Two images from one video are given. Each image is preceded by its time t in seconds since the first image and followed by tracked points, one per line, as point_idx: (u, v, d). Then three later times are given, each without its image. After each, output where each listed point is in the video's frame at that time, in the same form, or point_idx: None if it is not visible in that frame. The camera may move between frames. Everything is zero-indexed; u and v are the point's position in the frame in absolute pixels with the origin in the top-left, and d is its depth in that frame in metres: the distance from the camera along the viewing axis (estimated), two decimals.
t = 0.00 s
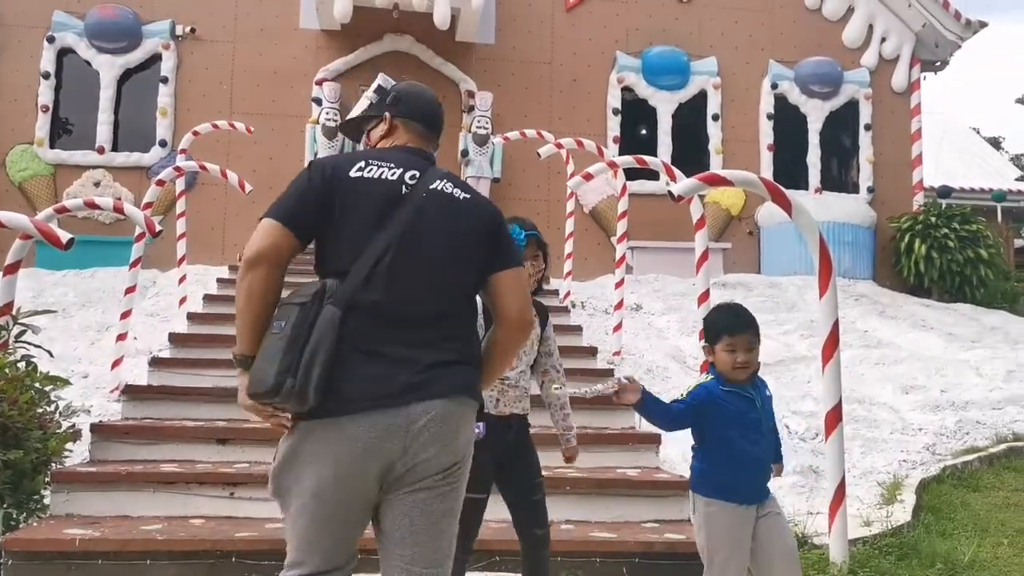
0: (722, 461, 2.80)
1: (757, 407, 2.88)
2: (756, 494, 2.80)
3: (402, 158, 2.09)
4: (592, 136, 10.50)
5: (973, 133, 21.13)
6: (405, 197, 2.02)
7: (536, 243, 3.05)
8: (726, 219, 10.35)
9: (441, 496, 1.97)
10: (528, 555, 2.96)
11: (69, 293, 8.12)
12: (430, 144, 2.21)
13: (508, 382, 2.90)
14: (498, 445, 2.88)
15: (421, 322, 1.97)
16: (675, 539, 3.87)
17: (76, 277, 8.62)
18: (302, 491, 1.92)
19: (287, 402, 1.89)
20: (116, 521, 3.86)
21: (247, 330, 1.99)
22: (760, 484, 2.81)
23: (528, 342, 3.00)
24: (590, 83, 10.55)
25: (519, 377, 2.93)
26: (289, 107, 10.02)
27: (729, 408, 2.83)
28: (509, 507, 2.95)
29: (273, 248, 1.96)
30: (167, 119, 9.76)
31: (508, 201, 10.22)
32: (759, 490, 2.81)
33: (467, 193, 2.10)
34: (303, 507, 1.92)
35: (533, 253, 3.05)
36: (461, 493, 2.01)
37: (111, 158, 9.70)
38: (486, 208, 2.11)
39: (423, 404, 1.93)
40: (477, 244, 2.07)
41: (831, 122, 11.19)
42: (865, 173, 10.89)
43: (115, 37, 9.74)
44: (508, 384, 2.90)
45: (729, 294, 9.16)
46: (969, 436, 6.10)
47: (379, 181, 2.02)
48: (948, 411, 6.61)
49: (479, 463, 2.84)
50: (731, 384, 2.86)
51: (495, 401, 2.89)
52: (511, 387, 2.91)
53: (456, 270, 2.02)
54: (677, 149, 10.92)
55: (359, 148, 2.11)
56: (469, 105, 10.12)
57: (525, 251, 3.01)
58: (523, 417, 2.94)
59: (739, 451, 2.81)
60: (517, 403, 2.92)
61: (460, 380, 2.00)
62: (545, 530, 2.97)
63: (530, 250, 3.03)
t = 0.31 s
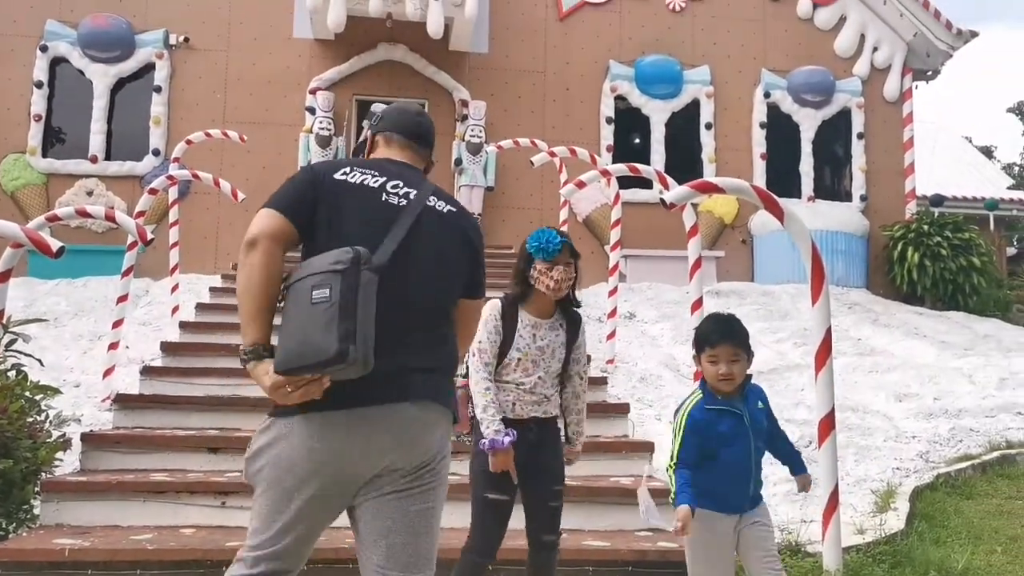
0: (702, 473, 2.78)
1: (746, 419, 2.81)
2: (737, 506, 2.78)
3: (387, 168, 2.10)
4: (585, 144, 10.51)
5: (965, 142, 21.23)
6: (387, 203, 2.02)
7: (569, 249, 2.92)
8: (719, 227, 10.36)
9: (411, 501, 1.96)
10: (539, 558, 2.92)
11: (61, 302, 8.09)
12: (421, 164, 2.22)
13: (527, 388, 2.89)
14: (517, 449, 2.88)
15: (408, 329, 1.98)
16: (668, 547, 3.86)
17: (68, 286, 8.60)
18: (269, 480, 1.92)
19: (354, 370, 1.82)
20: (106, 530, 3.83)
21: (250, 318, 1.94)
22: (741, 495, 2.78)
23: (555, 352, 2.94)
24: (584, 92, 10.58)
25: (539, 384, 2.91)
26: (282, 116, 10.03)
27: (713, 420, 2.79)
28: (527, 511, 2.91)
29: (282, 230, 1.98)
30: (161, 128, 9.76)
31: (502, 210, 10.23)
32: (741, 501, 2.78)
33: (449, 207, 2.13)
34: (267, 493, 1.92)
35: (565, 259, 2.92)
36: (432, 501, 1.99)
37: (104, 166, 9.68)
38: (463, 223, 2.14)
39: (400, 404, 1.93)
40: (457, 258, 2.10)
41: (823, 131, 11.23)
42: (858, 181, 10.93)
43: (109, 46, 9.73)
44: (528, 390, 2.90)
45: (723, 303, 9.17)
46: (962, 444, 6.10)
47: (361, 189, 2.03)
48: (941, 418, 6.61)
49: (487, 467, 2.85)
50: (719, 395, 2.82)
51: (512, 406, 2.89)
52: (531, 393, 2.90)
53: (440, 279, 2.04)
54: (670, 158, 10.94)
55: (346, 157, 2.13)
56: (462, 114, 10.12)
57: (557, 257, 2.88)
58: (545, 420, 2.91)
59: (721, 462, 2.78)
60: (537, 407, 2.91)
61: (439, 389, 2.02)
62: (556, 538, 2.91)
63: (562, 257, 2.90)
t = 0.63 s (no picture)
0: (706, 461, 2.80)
1: (755, 411, 2.82)
2: (736, 499, 2.78)
3: (304, 171, 2.11)
4: (582, 147, 10.52)
5: (961, 150, 21.26)
6: (292, 202, 2.03)
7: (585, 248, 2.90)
8: (715, 231, 10.38)
9: (325, 497, 1.92)
10: (528, 555, 2.94)
11: (55, 300, 8.06)
12: (369, 171, 2.20)
13: (522, 386, 2.88)
14: (511, 446, 2.87)
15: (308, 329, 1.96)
16: (661, 548, 3.86)
17: (63, 284, 8.56)
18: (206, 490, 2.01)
19: (345, 356, 1.92)
20: (98, 527, 3.81)
21: (201, 314, 2.02)
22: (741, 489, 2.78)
23: (553, 351, 2.92)
24: (581, 95, 10.58)
25: (535, 382, 2.89)
26: (278, 116, 10.02)
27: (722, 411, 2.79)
28: (516, 506, 2.92)
29: (209, 235, 2.06)
30: (157, 127, 9.74)
31: (498, 212, 10.23)
32: (741, 494, 2.78)
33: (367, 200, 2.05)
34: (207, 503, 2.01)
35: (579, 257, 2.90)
36: (359, 493, 1.93)
37: (100, 165, 9.67)
38: (382, 215, 2.05)
39: (289, 397, 1.93)
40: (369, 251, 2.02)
41: (820, 136, 11.24)
42: (854, 187, 10.95)
43: (106, 44, 9.71)
44: (523, 388, 2.88)
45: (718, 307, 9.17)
46: (957, 449, 6.10)
47: (273, 193, 2.07)
48: (936, 423, 6.62)
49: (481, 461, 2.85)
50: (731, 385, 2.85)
51: (508, 404, 2.88)
52: (526, 391, 2.88)
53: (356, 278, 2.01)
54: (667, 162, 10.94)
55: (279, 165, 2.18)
56: (459, 116, 10.13)
57: (575, 253, 2.86)
58: (539, 418, 2.91)
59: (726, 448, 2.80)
60: (532, 405, 2.90)
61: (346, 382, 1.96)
62: (543, 532, 2.94)
63: (579, 254, 2.88)
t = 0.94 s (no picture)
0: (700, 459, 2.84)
1: (761, 417, 2.80)
2: (738, 503, 2.77)
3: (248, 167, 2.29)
4: (587, 146, 10.52)
5: (970, 152, 21.18)
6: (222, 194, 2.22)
7: (545, 230, 2.93)
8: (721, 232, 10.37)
9: (246, 473, 1.98)
10: (527, 557, 2.92)
11: (61, 293, 8.09)
12: (318, 150, 2.28)
13: (511, 376, 2.88)
14: (501, 441, 2.87)
15: (221, 305, 2.07)
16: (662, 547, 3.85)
17: (69, 278, 8.59)
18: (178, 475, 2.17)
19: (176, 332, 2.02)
20: (102, 519, 3.82)
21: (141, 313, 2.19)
22: (744, 490, 2.77)
23: (538, 336, 2.92)
24: (588, 94, 10.58)
25: (524, 371, 2.89)
26: (285, 113, 10.03)
27: (721, 411, 2.81)
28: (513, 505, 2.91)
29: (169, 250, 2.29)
30: (164, 122, 9.77)
31: (503, 210, 10.23)
32: (745, 499, 2.77)
33: (278, 175, 2.16)
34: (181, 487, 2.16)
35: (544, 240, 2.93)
36: (276, 468, 1.98)
37: (107, 159, 9.69)
38: (288, 184, 2.12)
39: (202, 374, 2.02)
40: (277, 219, 2.09)
41: (827, 138, 11.22)
42: (860, 189, 10.93)
43: (114, 39, 9.74)
44: (513, 378, 2.88)
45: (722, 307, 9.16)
46: (960, 452, 6.08)
47: (216, 190, 2.26)
48: (940, 426, 6.61)
49: (479, 461, 2.85)
50: (738, 388, 2.85)
51: (498, 396, 2.87)
52: (516, 381, 2.88)
53: (263, 248, 2.08)
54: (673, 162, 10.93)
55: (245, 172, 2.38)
56: (465, 114, 10.14)
57: (534, 237, 2.89)
58: (533, 411, 2.89)
59: (729, 451, 2.80)
60: (524, 397, 2.88)
61: (248, 355, 2.01)
62: (540, 531, 2.93)
63: (540, 236, 2.91)
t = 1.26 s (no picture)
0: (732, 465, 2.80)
1: (789, 415, 2.77)
2: (778, 508, 2.73)
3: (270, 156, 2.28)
4: (626, 138, 10.44)
5: (1018, 143, 20.75)
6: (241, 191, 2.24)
7: (540, 224, 2.93)
8: (761, 224, 10.24)
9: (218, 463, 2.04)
10: (570, 550, 2.86)
11: (107, 284, 8.23)
12: (326, 127, 2.18)
13: (532, 372, 2.85)
14: (526, 435, 2.84)
15: (220, 305, 2.13)
16: (700, 543, 3.81)
17: (114, 269, 8.74)
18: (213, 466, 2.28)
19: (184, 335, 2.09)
20: (145, 507, 3.89)
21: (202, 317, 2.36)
22: (785, 493, 2.73)
23: (557, 330, 2.91)
24: (627, 85, 10.50)
25: (545, 366, 2.86)
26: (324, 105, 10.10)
27: (748, 412, 2.78)
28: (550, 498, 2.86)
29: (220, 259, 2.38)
30: (206, 114, 9.88)
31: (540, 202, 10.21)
32: (786, 503, 2.73)
33: (267, 168, 2.11)
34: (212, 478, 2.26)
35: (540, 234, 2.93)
36: (236, 459, 2.01)
37: (150, 152, 9.84)
38: (270, 176, 2.07)
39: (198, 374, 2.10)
40: (257, 217, 2.07)
41: (871, 128, 11.02)
42: (905, 181, 10.74)
43: (157, 33, 9.87)
44: (534, 374, 2.86)
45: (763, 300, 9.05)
46: (1007, 450, 5.95)
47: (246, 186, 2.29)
48: (987, 423, 6.47)
49: (502, 458, 2.85)
50: (765, 387, 2.80)
51: (519, 392, 2.85)
52: (538, 376, 2.85)
53: (247, 245, 2.07)
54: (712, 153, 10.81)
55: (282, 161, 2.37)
56: (503, 106, 10.11)
57: (526, 233, 2.91)
58: (555, 406, 2.86)
59: (760, 454, 2.76)
60: (546, 392, 2.85)
61: (224, 355, 2.04)
62: (583, 523, 2.85)
63: (534, 229, 2.92)
